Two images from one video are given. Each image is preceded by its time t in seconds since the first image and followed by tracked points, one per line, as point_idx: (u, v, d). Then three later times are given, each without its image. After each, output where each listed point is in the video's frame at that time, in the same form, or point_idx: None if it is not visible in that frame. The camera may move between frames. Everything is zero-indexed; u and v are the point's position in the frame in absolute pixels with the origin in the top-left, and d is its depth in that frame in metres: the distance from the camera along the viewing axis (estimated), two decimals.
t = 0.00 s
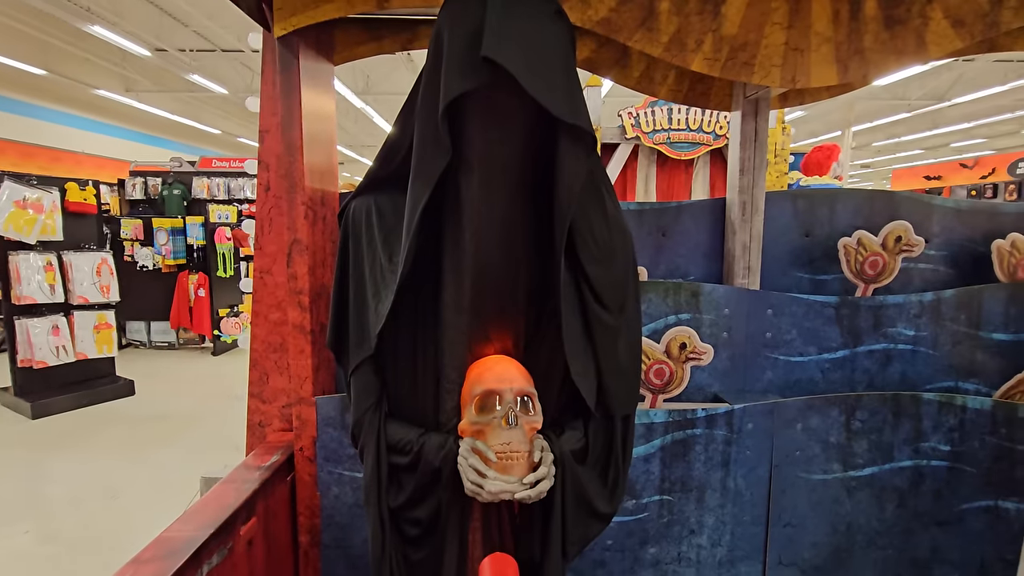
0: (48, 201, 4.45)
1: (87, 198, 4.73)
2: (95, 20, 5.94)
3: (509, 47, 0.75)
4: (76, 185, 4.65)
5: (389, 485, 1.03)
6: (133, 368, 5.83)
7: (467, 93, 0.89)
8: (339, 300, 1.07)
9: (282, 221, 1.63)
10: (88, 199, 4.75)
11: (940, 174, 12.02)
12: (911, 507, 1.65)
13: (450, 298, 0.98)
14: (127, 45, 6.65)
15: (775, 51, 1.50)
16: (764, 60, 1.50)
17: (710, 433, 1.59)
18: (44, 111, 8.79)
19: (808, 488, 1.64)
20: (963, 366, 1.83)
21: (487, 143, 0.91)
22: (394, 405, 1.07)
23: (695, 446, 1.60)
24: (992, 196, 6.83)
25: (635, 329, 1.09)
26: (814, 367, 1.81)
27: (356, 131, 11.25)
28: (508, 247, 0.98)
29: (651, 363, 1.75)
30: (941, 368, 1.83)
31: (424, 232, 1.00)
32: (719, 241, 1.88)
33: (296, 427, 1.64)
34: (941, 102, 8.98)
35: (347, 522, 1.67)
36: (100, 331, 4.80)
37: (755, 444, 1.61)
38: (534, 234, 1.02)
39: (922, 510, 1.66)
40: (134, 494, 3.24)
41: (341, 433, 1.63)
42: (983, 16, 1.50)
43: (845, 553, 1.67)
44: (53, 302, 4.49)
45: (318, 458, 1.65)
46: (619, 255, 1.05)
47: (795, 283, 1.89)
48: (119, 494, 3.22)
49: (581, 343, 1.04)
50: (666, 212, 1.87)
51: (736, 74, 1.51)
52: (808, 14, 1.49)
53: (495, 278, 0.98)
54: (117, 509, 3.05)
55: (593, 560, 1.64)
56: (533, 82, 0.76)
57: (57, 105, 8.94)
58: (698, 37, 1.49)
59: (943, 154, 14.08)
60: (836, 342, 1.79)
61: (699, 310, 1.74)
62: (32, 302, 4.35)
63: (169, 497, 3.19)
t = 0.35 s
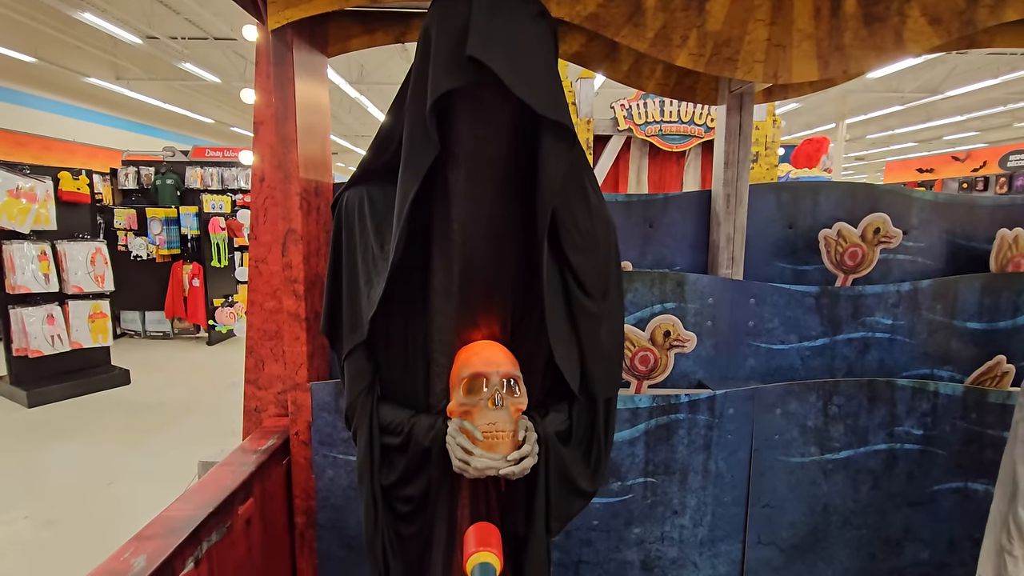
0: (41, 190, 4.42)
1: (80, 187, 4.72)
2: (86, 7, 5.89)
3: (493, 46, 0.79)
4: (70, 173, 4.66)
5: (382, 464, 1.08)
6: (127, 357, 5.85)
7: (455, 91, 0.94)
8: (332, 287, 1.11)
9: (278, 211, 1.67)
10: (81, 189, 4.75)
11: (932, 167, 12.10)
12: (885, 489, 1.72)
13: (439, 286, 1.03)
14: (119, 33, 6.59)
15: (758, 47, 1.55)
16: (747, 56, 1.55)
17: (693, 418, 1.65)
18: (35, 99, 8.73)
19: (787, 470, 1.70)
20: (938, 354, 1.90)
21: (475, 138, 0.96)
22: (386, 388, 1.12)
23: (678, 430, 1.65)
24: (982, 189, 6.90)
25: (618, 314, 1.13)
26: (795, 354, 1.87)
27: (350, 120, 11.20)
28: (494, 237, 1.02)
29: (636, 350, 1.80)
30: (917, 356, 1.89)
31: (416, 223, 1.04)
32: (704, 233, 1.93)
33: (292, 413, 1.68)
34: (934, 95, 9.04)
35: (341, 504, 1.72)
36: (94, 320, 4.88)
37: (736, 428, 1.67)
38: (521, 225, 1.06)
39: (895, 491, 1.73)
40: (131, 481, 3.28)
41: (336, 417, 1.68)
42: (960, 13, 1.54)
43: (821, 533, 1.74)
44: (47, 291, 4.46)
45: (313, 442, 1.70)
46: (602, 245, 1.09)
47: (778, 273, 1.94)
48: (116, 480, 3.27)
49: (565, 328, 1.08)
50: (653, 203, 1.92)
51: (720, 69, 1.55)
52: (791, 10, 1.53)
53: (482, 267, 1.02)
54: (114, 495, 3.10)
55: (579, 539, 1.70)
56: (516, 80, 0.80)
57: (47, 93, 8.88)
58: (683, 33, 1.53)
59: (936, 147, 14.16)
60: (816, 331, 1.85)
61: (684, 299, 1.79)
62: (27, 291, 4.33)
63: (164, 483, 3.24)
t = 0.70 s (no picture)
0: (54, 184, 4.53)
1: (91, 181, 4.79)
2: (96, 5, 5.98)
3: (484, 57, 0.86)
4: (81, 168, 4.73)
5: (381, 444, 1.15)
6: (137, 349, 5.97)
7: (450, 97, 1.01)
8: (336, 278, 1.19)
9: (285, 207, 1.74)
10: (93, 182, 4.80)
11: (939, 164, 12.06)
12: (868, 477, 1.79)
13: (435, 278, 1.10)
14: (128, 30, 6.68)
15: (747, 49, 1.60)
16: (736, 58, 1.60)
17: (682, 407, 1.72)
18: (46, 95, 8.86)
19: (772, 458, 1.77)
20: (923, 348, 1.95)
21: (468, 139, 1.03)
22: (386, 372, 1.19)
23: (667, 419, 1.72)
24: (988, 186, 6.89)
25: (604, 306, 1.20)
26: (783, 348, 1.92)
27: (357, 116, 11.27)
28: (487, 232, 1.09)
29: (627, 341, 1.87)
30: (902, 350, 1.95)
31: (413, 218, 1.11)
32: (695, 229, 1.99)
33: (297, 399, 1.76)
34: (941, 92, 9.01)
35: (344, 487, 1.80)
36: (105, 312, 4.98)
37: (723, 417, 1.73)
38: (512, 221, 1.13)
39: (877, 480, 1.79)
40: (142, 467, 3.38)
41: (339, 404, 1.76)
42: (943, 18, 1.58)
43: (806, 519, 1.80)
44: (60, 284, 4.61)
45: (318, 427, 1.78)
46: (589, 240, 1.16)
47: (768, 269, 2.00)
48: (127, 467, 3.37)
49: (554, 318, 1.15)
50: (647, 200, 1.97)
51: (710, 71, 1.61)
52: (779, 15, 1.59)
53: (475, 261, 1.09)
54: (125, 480, 3.20)
55: (572, 523, 1.77)
56: (505, 87, 0.87)
57: (58, 89, 9.01)
58: (674, 37, 1.59)
59: (943, 144, 14.09)
60: (804, 325, 1.91)
61: (675, 293, 1.85)
62: (40, 284, 4.45)
63: (173, 469, 3.34)
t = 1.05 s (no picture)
0: (78, 182, 4.64)
1: (112, 180, 5.00)
2: (115, 7, 6.12)
3: (480, 68, 0.95)
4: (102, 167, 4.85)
5: (390, 426, 1.23)
6: (157, 343, 6.14)
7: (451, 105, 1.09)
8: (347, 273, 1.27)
9: (299, 205, 1.83)
10: (114, 181, 5.01)
11: (957, 158, 11.89)
12: (861, 466, 1.84)
13: (438, 272, 1.18)
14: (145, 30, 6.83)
15: (743, 51, 1.65)
16: (732, 60, 1.65)
17: (679, 397, 1.78)
18: (67, 94, 9.07)
19: (767, 447, 1.83)
20: (919, 341, 1.99)
21: (468, 142, 1.11)
22: (394, 360, 1.27)
23: (665, 408, 1.79)
24: (1007, 180, 6.81)
25: (600, 298, 1.27)
26: (780, 340, 1.97)
27: (369, 113, 11.38)
28: (486, 229, 1.16)
29: (627, 333, 1.93)
30: (898, 343, 1.99)
31: (419, 216, 1.19)
32: (695, 226, 2.05)
33: (312, 388, 1.85)
34: (959, 84, 8.88)
35: (356, 471, 1.89)
36: (127, 306, 5.11)
37: (720, 407, 1.80)
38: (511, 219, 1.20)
39: (871, 468, 1.84)
40: (164, 455, 3.52)
41: (351, 393, 1.85)
42: (936, 17, 1.62)
43: (801, 506, 1.86)
44: (84, 279, 4.75)
45: (331, 414, 1.88)
46: (585, 236, 1.22)
47: (766, 263, 2.05)
48: (150, 454, 3.51)
49: (552, 310, 1.22)
50: (648, 197, 2.03)
51: (706, 72, 1.66)
52: (773, 17, 1.64)
53: (475, 256, 1.17)
54: (148, 467, 3.35)
55: (573, 507, 1.85)
56: (499, 95, 0.95)
57: (78, 89, 9.22)
58: (671, 39, 1.64)
59: (961, 138, 13.87)
60: (801, 318, 1.96)
61: (674, 288, 1.91)
62: (65, 279, 4.62)
63: (194, 457, 3.48)
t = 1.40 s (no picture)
0: (101, 182, 4.78)
1: (133, 179, 5.18)
2: (132, 8, 6.25)
3: (483, 74, 1.01)
4: (123, 167, 5.09)
5: (403, 411, 1.31)
6: (177, 337, 6.31)
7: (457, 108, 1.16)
8: (362, 266, 1.36)
9: (315, 202, 1.92)
10: (135, 180, 5.18)
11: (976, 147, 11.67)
12: (861, 451, 1.89)
13: (446, 265, 1.25)
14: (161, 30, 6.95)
15: (742, 47, 1.69)
16: (731, 56, 1.70)
17: (681, 384, 1.85)
18: (87, 95, 9.26)
19: (768, 433, 1.88)
20: (919, 330, 2.03)
21: (473, 143, 1.17)
22: (407, 349, 1.35)
23: (668, 395, 1.85)
24: None
25: (601, 288, 1.33)
26: (782, 330, 2.02)
27: (380, 108, 11.46)
28: (491, 225, 1.23)
29: (630, 323, 1.99)
30: (900, 332, 2.02)
31: (427, 214, 1.26)
32: (698, 219, 2.11)
33: (329, 377, 1.94)
34: (978, 71, 8.71)
35: (371, 456, 1.99)
36: (149, 302, 5.27)
37: (721, 394, 1.86)
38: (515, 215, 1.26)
39: (870, 454, 1.89)
40: (188, 443, 3.66)
41: (366, 381, 1.94)
42: (933, 11, 1.65)
43: (801, 490, 1.92)
44: (108, 276, 4.89)
45: (347, 402, 1.97)
46: (585, 229, 1.28)
47: (768, 255, 2.09)
48: (175, 442, 3.66)
49: (554, 300, 1.28)
50: (651, 191, 2.09)
51: (706, 68, 1.71)
52: (771, 14, 1.68)
53: (480, 250, 1.24)
54: (173, 454, 3.49)
55: (579, 491, 1.93)
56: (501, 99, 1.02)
57: (97, 89, 9.41)
58: (672, 37, 1.69)
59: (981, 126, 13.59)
60: (802, 307, 2.01)
61: (677, 279, 1.96)
62: (90, 276, 4.75)
63: (216, 445, 3.62)
